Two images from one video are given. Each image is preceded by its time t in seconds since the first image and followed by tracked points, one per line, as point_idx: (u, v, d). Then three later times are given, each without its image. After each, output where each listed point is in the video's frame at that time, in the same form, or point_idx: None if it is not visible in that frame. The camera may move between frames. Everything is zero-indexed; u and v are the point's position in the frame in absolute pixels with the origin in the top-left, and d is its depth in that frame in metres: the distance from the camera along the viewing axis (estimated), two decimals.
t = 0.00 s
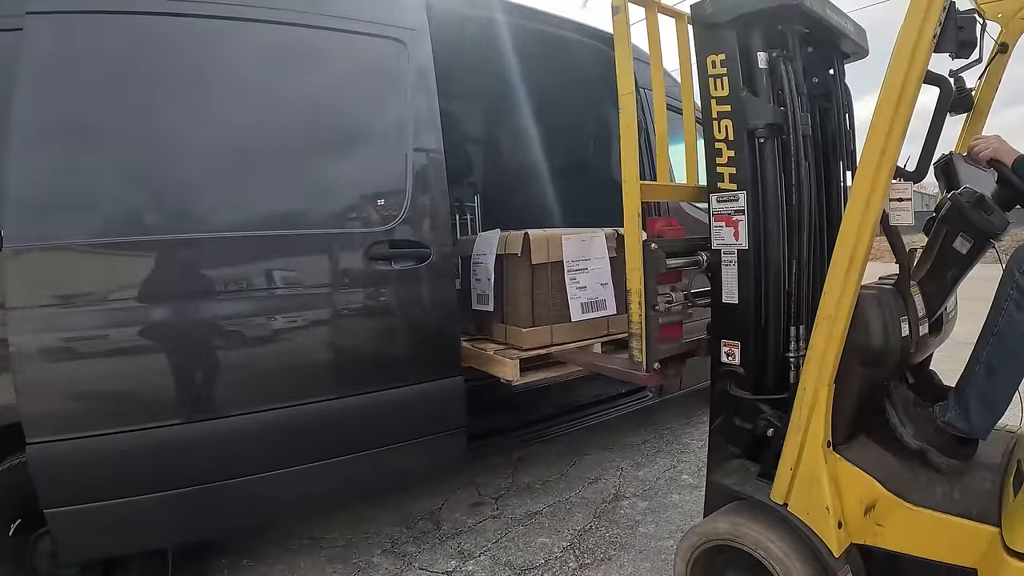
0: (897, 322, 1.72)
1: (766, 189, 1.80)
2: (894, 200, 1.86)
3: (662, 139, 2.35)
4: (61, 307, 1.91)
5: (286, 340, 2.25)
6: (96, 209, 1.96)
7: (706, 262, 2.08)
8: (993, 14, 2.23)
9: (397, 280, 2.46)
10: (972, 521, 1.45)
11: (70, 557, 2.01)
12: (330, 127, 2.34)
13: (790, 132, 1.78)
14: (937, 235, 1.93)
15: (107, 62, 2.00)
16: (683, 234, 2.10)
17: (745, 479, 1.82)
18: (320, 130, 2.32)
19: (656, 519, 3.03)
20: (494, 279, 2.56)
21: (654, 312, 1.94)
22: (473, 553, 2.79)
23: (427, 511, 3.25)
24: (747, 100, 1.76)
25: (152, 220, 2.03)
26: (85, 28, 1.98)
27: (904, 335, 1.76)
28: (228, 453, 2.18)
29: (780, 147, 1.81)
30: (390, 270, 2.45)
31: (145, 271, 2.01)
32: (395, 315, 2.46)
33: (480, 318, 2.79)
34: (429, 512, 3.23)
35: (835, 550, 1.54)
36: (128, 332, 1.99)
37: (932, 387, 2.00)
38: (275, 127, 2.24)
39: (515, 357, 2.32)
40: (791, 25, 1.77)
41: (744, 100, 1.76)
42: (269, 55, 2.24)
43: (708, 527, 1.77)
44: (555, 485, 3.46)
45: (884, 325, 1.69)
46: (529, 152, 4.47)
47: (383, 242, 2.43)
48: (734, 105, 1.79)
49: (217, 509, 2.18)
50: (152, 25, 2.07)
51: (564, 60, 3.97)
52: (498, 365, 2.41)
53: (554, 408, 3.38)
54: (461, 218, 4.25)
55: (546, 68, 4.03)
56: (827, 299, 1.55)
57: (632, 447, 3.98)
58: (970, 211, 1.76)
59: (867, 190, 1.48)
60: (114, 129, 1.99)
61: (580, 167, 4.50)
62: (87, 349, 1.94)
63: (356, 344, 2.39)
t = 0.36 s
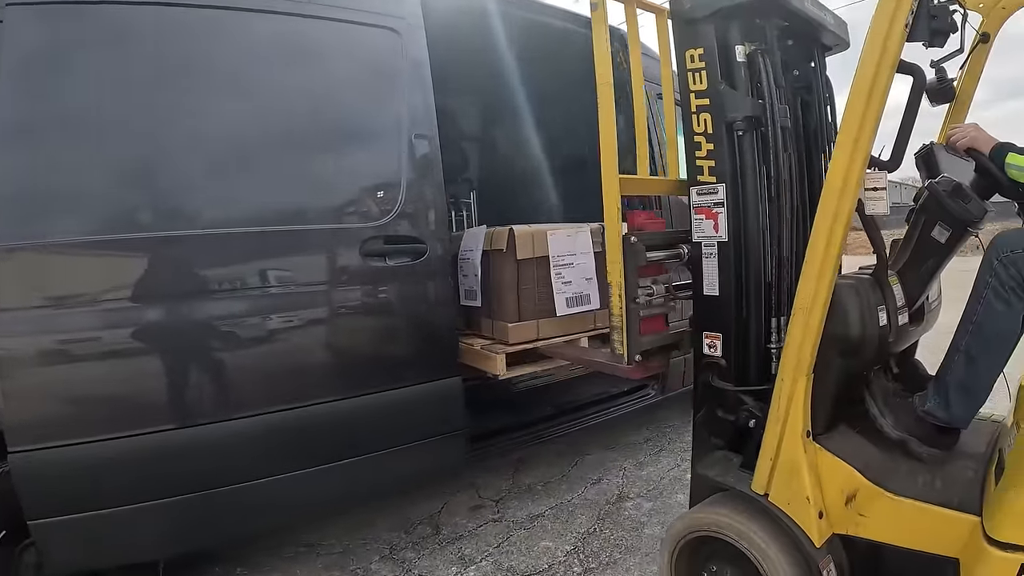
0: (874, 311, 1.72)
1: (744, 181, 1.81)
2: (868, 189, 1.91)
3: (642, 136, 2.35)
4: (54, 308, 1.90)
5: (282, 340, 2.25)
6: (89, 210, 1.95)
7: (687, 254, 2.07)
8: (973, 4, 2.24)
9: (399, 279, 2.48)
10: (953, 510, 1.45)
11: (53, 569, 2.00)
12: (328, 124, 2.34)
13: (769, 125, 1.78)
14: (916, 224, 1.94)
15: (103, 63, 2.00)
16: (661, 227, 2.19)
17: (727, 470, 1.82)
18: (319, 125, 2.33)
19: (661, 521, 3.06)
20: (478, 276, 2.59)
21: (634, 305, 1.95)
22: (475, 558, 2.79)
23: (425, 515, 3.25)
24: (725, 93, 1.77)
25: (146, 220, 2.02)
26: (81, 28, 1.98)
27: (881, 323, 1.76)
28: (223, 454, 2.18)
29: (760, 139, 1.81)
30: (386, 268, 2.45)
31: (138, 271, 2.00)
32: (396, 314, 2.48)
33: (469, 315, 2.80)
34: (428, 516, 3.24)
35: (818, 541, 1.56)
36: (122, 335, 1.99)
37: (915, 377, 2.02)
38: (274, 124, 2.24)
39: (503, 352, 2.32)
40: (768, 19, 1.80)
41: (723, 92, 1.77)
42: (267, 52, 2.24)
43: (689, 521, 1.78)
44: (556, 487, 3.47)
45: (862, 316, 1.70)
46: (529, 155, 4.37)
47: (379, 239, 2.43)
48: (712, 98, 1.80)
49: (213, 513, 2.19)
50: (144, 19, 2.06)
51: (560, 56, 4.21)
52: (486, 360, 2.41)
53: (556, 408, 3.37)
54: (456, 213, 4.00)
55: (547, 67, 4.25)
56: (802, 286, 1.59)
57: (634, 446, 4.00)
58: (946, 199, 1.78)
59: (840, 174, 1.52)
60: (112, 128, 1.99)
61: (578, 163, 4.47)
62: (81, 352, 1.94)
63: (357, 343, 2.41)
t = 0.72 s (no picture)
0: (831, 312, 1.65)
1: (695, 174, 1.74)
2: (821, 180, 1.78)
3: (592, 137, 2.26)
4: (43, 318, 1.90)
5: (266, 346, 2.24)
6: (79, 219, 1.95)
7: (640, 252, 2.08)
8: None
9: (376, 282, 2.44)
10: (916, 528, 1.40)
11: None
12: (306, 121, 2.32)
13: (721, 113, 1.70)
14: (879, 216, 1.84)
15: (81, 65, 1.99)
16: (615, 226, 2.11)
17: (679, 480, 1.75)
18: (297, 123, 2.30)
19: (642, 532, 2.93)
20: (436, 278, 2.59)
21: (582, 306, 1.89)
22: None
23: (399, 528, 3.16)
24: (675, 81, 1.69)
25: (139, 223, 2.03)
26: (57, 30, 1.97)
27: (837, 326, 1.67)
28: (205, 466, 2.16)
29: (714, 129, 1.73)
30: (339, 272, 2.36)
31: (126, 276, 2.00)
32: (376, 318, 2.45)
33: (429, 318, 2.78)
34: (402, 529, 3.14)
35: (772, 557, 1.50)
36: (111, 343, 1.99)
37: (888, 379, 1.92)
38: (256, 124, 2.23)
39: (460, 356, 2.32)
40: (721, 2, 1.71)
41: (672, 81, 1.69)
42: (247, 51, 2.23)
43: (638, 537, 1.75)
44: (535, 496, 3.37)
45: (817, 313, 1.63)
46: (512, 148, 4.28)
47: (330, 241, 2.34)
48: (662, 88, 1.72)
49: (185, 530, 2.14)
50: (119, 18, 2.05)
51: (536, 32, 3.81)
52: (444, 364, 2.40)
53: (532, 413, 3.28)
54: (434, 212, 4.06)
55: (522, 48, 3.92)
56: (756, 262, 1.51)
57: (619, 450, 3.89)
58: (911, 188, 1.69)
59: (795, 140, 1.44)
60: (90, 133, 1.98)
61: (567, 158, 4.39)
62: (68, 361, 1.94)
63: (336, 351, 2.38)
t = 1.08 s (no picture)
0: (780, 311, 1.62)
1: (641, 163, 1.72)
2: (766, 166, 1.70)
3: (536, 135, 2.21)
4: (25, 320, 1.87)
5: (247, 346, 2.19)
6: (63, 215, 1.91)
7: (588, 253, 2.01)
8: None
9: (346, 280, 2.37)
10: (875, 547, 1.33)
11: None
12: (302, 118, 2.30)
13: (667, 101, 1.68)
14: (839, 204, 1.83)
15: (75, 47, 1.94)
16: (561, 224, 2.04)
17: (625, 491, 1.71)
18: (290, 117, 2.27)
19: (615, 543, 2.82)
20: (390, 280, 2.68)
21: (524, 312, 1.87)
22: None
23: (366, 538, 3.05)
24: (618, 68, 1.68)
25: (120, 222, 1.98)
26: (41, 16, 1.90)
27: (790, 327, 1.65)
28: (174, 474, 2.09)
29: (662, 117, 1.71)
30: (279, 273, 2.23)
31: (112, 279, 1.97)
32: (345, 321, 2.39)
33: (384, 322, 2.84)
34: (368, 540, 3.02)
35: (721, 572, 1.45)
36: (96, 344, 1.96)
37: (855, 382, 1.91)
38: (253, 119, 2.21)
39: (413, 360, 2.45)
40: None
41: (615, 68, 1.68)
42: (254, 43, 2.21)
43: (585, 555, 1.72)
44: (508, 504, 3.25)
45: (766, 313, 1.60)
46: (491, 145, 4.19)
47: (271, 241, 2.21)
48: (605, 76, 1.72)
49: (146, 544, 2.05)
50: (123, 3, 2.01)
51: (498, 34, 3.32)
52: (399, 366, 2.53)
53: (499, 421, 3.25)
54: (406, 209, 3.93)
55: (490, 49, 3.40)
56: (701, 227, 1.45)
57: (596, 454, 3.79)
58: (867, 174, 1.63)
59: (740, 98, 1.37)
60: (79, 122, 1.93)
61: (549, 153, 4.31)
62: (47, 365, 1.90)
63: (309, 355, 2.31)
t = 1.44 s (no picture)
0: (746, 306, 1.59)
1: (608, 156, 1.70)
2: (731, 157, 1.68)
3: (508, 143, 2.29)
4: (13, 319, 1.83)
5: (234, 345, 2.14)
6: (48, 213, 1.86)
7: (558, 252, 2.10)
8: None
9: (330, 276, 2.34)
10: (839, 550, 1.30)
11: None
12: (285, 114, 2.23)
13: (634, 92, 1.64)
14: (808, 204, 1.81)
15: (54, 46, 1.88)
16: (532, 222, 2.08)
17: (594, 490, 1.69)
18: (274, 110, 2.21)
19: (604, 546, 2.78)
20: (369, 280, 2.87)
21: (493, 311, 1.96)
22: None
23: (350, 542, 3.01)
24: (584, 59, 1.66)
25: (112, 219, 1.95)
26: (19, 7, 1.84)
27: (756, 324, 1.61)
28: (157, 479, 2.04)
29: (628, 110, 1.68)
30: (251, 271, 2.17)
31: (99, 276, 1.93)
32: (333, 318, 2.35)
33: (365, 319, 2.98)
34: (351, 545, 2.99)
35: None
36: (83, 343, 1.92)
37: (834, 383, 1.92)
38: (237, 116, 2.15)
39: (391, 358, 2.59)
40: None
41: (582, 59, 1.66)
42: (239, 40, 2.15)
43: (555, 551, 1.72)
44: (495, 506, 3.21)
45: (733, 310, 1.56)
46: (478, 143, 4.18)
47: (242, 236, 2.15)
48: (571, 68, 1.71)
49: (125, 552, 1.99)
50: None
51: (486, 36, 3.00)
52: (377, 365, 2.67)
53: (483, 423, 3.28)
54: (390, 203, 3.99)
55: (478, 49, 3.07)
56: (661, 222, 1.42)
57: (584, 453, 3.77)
58: (836, 165, 1.67)
59: (699, 90, 1.32)
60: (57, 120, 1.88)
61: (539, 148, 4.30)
62: (34, 366, 1.86)
63: (295, 354, 2.27)
